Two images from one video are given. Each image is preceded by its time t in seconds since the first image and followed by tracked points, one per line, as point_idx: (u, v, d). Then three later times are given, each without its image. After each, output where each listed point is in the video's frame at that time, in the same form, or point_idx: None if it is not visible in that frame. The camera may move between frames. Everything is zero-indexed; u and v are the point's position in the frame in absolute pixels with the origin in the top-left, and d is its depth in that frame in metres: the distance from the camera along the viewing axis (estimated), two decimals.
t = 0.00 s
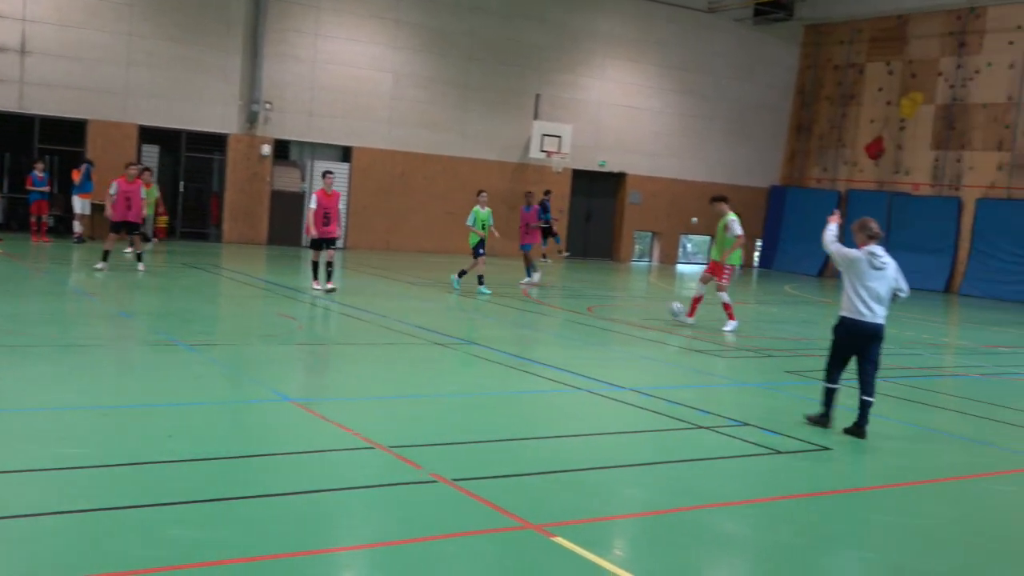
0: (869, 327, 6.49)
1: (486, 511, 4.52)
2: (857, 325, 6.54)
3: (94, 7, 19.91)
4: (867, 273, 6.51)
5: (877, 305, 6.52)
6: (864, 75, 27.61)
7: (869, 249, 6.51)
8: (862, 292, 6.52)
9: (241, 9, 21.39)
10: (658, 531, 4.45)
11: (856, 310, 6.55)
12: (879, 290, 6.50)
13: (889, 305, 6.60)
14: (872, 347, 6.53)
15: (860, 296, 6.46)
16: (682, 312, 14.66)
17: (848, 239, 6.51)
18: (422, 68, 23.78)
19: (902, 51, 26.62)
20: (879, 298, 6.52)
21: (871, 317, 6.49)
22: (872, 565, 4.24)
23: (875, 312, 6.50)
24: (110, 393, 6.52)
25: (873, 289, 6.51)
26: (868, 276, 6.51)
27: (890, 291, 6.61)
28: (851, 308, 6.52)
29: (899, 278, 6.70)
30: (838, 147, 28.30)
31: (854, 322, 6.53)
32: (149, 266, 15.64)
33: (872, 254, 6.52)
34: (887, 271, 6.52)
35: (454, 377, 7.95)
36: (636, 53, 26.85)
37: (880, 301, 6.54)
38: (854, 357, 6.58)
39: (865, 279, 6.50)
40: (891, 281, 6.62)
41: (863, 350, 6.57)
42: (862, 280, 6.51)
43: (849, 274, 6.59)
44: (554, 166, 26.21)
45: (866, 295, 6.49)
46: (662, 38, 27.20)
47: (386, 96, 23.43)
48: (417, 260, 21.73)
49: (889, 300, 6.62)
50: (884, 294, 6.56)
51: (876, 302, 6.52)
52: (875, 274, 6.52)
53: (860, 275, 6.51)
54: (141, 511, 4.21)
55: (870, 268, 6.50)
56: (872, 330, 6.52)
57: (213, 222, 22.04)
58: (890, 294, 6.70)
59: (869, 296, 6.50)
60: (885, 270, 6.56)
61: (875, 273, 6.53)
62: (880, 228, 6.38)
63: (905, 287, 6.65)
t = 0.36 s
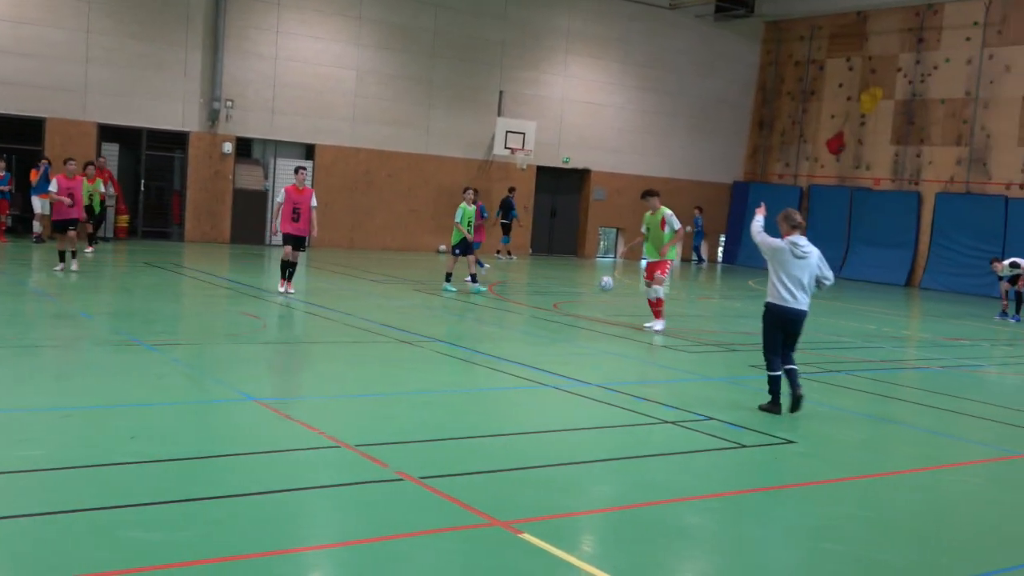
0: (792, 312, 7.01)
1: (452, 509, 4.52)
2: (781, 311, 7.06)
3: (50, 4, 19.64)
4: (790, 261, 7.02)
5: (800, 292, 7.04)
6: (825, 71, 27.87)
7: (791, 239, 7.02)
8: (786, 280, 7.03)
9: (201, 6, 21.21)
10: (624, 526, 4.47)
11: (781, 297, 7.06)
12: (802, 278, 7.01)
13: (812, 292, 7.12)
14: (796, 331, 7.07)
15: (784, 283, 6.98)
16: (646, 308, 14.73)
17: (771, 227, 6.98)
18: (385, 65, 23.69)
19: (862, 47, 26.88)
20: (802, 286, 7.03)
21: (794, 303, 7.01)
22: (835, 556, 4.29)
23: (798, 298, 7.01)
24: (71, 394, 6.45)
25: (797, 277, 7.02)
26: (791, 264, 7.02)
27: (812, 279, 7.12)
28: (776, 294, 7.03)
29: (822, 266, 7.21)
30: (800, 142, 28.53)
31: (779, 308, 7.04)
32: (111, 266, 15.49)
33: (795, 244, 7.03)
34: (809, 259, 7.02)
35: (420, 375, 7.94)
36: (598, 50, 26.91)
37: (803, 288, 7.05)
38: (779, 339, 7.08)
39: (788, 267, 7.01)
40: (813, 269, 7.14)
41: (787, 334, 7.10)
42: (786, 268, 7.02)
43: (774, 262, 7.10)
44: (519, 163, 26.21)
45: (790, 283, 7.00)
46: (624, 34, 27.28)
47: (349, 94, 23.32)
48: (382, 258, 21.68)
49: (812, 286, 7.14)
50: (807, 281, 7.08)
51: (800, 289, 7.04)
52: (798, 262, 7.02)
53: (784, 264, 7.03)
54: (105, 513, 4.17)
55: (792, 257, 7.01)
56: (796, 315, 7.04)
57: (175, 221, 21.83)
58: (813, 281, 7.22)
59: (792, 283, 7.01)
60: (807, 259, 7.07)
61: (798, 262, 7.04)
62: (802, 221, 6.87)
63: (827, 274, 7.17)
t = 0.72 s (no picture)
0: (739, 305, 7.28)
1: (433, 509, 4.49)
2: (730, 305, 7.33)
3: (20, 5, 19.44)
4: (736, 256, 7.28)
5: (748, 286, 7.31)
6: (799, 66, 28.01)
7: (737, 235, 7.28)
8: (733, 274, 7.30)
9: (174, 6, 21.07)
10: (605, 524, 4.46)
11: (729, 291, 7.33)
12: (748, 272, 7.28)
13: (759, 284, 7.39)
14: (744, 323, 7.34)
15: (731, 278, 7.24)
16: (624, 304, 14.73)
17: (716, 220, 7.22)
18: (360, 65, 23.62)
19: (835, 43, 27.03)
20: (748, 279, 7.30)
21: (742, 297, 7.29)
22: (817, 550, 4.29)
23: (745, 292, 7.29)
24: (46, 399, 6.37)
25: (743, 271, 7.29)
26: (738, 259, 7.28)
27: (758, 273, 7.39)
28: (724, 289, 7.30)
29: (768, 259, 7.48)
30: (775, 138, 28.66)
31: (727, 302, 7.31)
32: (85, 268, 15.34)
33: (740, 239, 7.29)
34: (754, 254, 7.29)
35: (399, 374, 7.90)
36: (574, 47, 26.93)
37: (750, 281, 7.32)
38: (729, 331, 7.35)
39: (734, 262, 7.27)
40: (758, 263, 7.41)
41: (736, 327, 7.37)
42: (733, 263, 7.28)
43: (721, 257, 7.36)
44: (496, 161, 26.20)
45: (737, 277, 7.27)
46: (599, 32, 27.31)
47: (324, 93, 23.22)
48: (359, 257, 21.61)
49: (759, 279, 7.41)
50: (753, 275, 7.35)
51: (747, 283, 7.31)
52: (744, 257, 7.29)
53: (730, 259, 7.29)
54: (82, 519, 4.11)
55: (738, 252, 7.28)
56: (744, 308, 7.31)
57: (150, 223, 21.73)
58: (759, 275, 7.49)
59: (739, 277, 7.28)
60: (753, 253, 7.34)
61: (744, 257, 7.30)
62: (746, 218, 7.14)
63: (773, 267, 7.44)
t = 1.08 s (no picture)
0: (701, 295, 7.72)
1: (420, 512, 4.49)
2: (690, 295, 7.76)
3: None
4: (695, 249, 7.72)
5: (706, 277, 7.75)
6: (780, 63, 28.10)
7: (695, 229, 7.73)
8: (693, 267, 7.73)
9: (153, 11, 20.99)
10: (594, 523, 4.46)
11: (689, 283, 7.76)
12: (707, 264, 7.72)
13: (716, 275, 7.84)
14: (705, 313, 7.77)
15: (692, 270, 7.68)
16: (610, 303, 14.76)
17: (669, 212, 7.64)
18: (341, 68, 23.57)
19: (815, 39, 27.13)
20: (707, 271, 7.74)
21: (702, 287, 7.72)
22: (805, 545, 4.31)
23: (705, 282, 7.72)
24: (31, 408, 6.34)
25: (703, 262, 7.73)
26: (696, 251, 7.72)
27: (715, 264, 7.84)
28: (685, 280, 7.73)
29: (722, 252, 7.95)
30: (757, 135, 28.75)
31: (688, 293, 7.74)
32: (67, 276, 15.24)
33: (697, 233, 7.74)
34: (712, 246, 7.74)
35: (385, 377, 7.88)
36: (555, 48, 26.95)
37: (709, 272, 7.76)
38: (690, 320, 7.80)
39: (694, 255, 7.71)
40: (715, 255, 7.86)
41: (698, 317, 7.80)
42: (692, 256, 7.72)
43: (680, 251, 7.79)
44: (479, 162, 26.18)
45: (698, 269, 7.70)
46: (580, 31, 27.34)
47: (306, 97, 23.17)
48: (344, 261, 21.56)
49: (716, 271, 7.86)
50: (711, 266, 7.79)
51: (706, 274, 7.75)
52: (703, 250, 7.74)
53: (690, 252, 7.73)
54: (69, 528, 4.10)
55: (697, 245, 7.72)
56: (704, 298, 7.75)
57: (133, 230, 21.63)
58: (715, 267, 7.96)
59: (699, 268, 7.71)
60: (710, 246, 7.79)
61: (702, 249, 7.75)
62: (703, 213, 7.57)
63: (727, 259, 7.91)
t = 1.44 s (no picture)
0: (655, 288, 8.07)
1: (411, 517, 4.47)
2: (645, 288, 8.10)
3: None
4: (650, 244, 8.05)
5: (660, 270, 8.10)
6: (764, 63, 28.16)
7: (650, 225, 8.05)
8: (648, 261, 8.08)
9: (136, 19, 20.93)
10: (586, 526, 4.45)
11: (645, 275, 8.11)
12: (661, 258, 8.07)
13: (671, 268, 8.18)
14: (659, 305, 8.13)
15: (647, 265, 8.02)
16: (597, 305, 14.75)
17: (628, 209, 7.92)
18: (326, 73, 23.53)
19: (799, 38, 27.21)
20: (661, 265, 8.08)
21: (656, 281, 8.07)
22: (797, 544, 4.30)
23: (659, 276, 8.06)
24: (18, 420, 6.29)
25: (657, 257, 8.07)
26: (652, 246, 8.06)
27: (670, 257, 8.18)
28: (640, 273, 8.08)
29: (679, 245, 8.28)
30: (743, 134, 28.82)
31: (642, 286, 8.09)
32: (53, 287, 15.17)
33: (653, 229, 8.06)
34: (666, 241, 8.06)
35: (374, 383, 7.86)
36: (540, 50, 26.96)
37: (663, 266, 8.10)
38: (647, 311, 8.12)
39: (649, 250, 8.04)
40: (670, 249, 8.20)
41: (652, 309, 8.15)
42: (647, 251, 8.05)
43: (636, 245, 8.12)
44: (465, 166, 26.15)
45: (652, 264, 8.05)
46: (564, 33, 27.36)
47: (291, 102, 23.13)
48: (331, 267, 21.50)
49: (670, 264, 8.20)
50: (665, 260, 8.13)
51: (660, 267, 8.10)
52: (657, 244, 8.07)
53: (645, 247, 8.06)
54: (58, 540, 4.05)
55: (652, 240, 8.05)
56: (658, 290, 8.10)
57: (119, 238, 21.51)
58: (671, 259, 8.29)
59: (653, 263, 8.05)
60: (665, 240, 8.11)
61: (657, 244, 8.08)
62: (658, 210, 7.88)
63: (683, 253, 8.24)
